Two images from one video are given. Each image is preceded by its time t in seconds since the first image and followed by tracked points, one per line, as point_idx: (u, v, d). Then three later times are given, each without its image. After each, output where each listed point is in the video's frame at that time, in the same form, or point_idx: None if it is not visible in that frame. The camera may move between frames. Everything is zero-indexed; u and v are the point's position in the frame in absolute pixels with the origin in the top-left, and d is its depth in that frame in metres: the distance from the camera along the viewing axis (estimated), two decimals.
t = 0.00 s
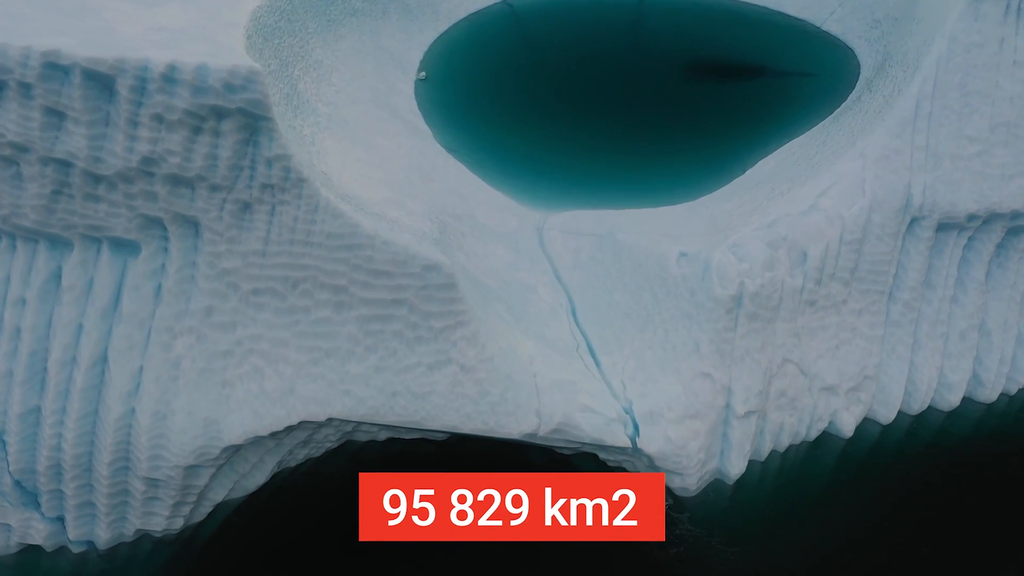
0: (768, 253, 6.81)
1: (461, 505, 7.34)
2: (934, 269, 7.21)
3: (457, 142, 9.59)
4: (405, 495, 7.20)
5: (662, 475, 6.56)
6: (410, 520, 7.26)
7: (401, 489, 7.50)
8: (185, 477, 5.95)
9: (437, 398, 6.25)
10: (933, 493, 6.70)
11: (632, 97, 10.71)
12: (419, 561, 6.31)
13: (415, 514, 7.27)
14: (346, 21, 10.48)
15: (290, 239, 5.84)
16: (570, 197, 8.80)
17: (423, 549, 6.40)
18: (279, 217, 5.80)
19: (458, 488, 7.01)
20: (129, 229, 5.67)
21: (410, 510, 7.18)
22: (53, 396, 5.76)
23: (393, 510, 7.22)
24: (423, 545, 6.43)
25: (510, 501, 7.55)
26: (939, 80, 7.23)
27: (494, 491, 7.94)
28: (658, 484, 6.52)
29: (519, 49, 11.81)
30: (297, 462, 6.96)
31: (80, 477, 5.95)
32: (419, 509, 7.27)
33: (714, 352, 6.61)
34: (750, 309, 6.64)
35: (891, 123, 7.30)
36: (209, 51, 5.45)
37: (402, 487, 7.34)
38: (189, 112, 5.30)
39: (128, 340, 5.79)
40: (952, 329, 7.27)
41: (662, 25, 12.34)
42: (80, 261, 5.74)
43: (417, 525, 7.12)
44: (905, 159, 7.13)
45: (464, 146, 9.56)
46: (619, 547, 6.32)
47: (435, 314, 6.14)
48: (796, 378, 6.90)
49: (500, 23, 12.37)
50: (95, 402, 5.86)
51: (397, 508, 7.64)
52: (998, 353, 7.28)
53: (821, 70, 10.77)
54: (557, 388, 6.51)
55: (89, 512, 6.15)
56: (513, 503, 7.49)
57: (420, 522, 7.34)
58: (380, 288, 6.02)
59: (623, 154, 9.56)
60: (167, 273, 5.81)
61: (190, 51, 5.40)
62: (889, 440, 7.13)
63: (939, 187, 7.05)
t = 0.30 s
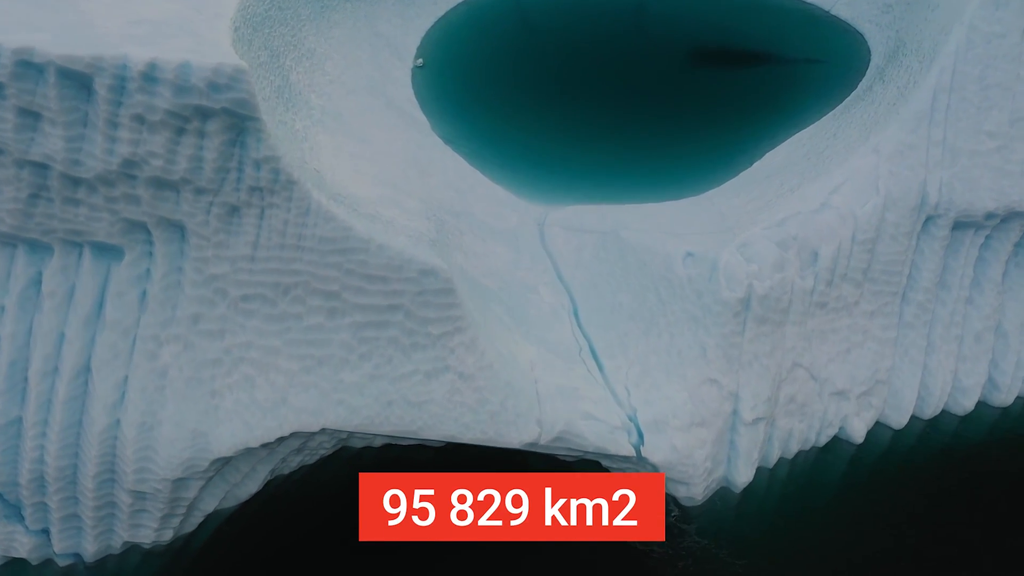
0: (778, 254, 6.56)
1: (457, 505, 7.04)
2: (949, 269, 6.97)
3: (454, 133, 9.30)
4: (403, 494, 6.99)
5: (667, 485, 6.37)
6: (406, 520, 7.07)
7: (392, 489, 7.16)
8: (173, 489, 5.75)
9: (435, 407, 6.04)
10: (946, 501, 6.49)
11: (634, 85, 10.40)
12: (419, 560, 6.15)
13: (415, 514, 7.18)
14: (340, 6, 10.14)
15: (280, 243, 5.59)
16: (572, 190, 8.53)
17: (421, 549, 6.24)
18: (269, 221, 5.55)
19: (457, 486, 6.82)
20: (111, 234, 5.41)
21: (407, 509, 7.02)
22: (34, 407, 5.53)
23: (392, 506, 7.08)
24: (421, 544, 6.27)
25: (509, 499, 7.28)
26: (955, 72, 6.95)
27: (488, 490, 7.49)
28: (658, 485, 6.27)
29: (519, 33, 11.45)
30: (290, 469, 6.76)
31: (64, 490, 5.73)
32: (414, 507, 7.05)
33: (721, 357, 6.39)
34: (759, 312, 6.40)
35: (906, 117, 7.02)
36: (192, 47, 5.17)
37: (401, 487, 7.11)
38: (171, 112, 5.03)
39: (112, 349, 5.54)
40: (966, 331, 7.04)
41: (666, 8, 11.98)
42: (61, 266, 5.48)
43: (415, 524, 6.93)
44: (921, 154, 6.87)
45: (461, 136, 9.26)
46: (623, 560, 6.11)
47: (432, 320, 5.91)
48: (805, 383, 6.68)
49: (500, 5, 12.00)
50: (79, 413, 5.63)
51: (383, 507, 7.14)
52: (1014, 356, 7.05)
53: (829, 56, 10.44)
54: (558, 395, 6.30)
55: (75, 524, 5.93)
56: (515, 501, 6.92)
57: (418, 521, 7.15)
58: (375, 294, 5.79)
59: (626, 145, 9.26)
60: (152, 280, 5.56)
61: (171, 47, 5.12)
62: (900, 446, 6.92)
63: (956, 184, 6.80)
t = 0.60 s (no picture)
0: (789, 256, 6.30)
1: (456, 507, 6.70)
2: (966, 270, 6.72)
3: (452, 123, 9.01)
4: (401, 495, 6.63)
5: (672, 496, 6.17)
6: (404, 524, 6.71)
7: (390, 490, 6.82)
8: (160, 505, 5.53)
9: (432, 418, 5.81)
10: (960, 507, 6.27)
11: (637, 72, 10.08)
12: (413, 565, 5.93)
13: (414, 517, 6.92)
14: None
15: (270, 250, 5.34)
16: (573, 184, 8.26)
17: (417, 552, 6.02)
18: (257, 227, 5.29)
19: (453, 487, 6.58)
20: (90, 241, 5.13)
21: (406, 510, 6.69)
22: (13, 422, 5.28)
23: (390, 506, 6.75)
24: (416, 546, 6.06)
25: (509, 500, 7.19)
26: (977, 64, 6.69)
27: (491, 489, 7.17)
28: (657, 485, 6.00)
29: (519, 18, 11.10)
30: (283, 478, 6.54)
31: (46, 506, 5.49)
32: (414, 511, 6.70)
33: (729, 364, 6.15)
34: (768, 317, 6.15)
35: (922, 112, 6.73)
36: (172, 44, 4.88)
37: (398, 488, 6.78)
38: (151, 115, 4.75)
39: (94, 361, 5.29)
40: (982, 334, 6.80)
41: None
42: (39, 274, 5.21)
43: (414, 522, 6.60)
44: (938, 151, 6.60)
45: (460, 127, 8.97)
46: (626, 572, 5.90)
47: (429, 328, 5.67)
48: (816, 390, 6.46)
49: None
50: (61, 426, 5.39)
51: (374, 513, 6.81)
52: None
53: (839, 43, 10.10)
54: (561, 404, 6.07)
55: (59, 540, 5.71)
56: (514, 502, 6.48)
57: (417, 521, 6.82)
58: (370, 302, 5.55)
59: (629, 137, 8.97)
60: (135, 288, 5.30)
61: (151, 45, 4.83)
62: (912, 453, 6.70)
63: (975, 182, 6.53)
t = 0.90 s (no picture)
0: (799, 259, 6.06)
1: (457, 508, 6.00)
2: (983, 273, 6.51)
3: (450, 114, 8.73)
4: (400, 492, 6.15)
5: (677, 508, 5.98)
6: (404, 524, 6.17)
7: (389, 489, 6.34)
8: (147, 522, 5.34)
9: (429, 430, 5.61)
10: (976, 518, 6.07)
11: (641, 60, 9.78)
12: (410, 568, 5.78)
13: (416, 515, 6.36)
14: None
15: (258, 258, 5.10)
16: (575, 179, 8.01)
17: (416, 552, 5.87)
18: (245, 235, 5.05)
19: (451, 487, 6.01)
20: (70, 250, 4.89)
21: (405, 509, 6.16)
22: None
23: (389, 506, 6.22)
24: (415, 545, 5.92)
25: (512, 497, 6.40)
26: (997, 56, 6.44)
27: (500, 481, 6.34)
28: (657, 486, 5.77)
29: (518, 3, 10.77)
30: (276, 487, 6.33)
31: (29, 522, 5.29)
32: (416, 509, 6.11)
33: (737, 372, 5.94)
34: (778, 323, 5.93)
35: (939, 107, 6.47)
36: (152, 43, 4.62)
37: (397, 486, 6.32)
38: (130, 120, 4.50)
39: (76, 374, 5.07)
40: (998, 338, 6.59)
41: None
42: (17, 284, 4.98)
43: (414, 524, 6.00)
44: (954, 149, 6.36)
45: (458, 118, 8.69)
46: None
47: (426, 338, 5.45)
48: (826, 397, 6.26)
49: None
50: (43, 441, 5.18)
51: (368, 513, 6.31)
52: None
53: (848, 29, 9.78)
54: (562, 413, 5.90)
55: (44, 556, 5.51)
56: (513, 499, 5.93)
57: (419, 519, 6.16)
58: (364, 312, 5.32)
59: (632, 128, 8.69)
60: (118, 298, 5.07)
61: (129, 44, 4.56)
62: (924, 462, 6.51)
63: (993, 181, 6.29)
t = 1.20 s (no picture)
0: (812, 264, 5.81)
1: (458, 508, 5.62)
2: (1001, 277, 6.26)
3: (447, 106, 8.44)
4: (400, 493, 5.60)
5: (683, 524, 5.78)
6: (406, 524, 5.72)
7: (385, 489, 5.67)
8: (133, 543, 5.15)
9: (426, 445, 5.41)
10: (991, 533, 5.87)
11: (645, 49, 9.45)
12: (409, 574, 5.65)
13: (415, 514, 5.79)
14: None
15: (246, 270, 4.86)
16: (577, 176, 7.73)
17: (416, 553, 5.76)
18: (232, 246, 4.79)
19: (451, 488, 5.51)
20: (46, 263, 4.63)
21: (407, 509, 5.66)
22: None
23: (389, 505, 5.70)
24: (415, 545, 5.80)
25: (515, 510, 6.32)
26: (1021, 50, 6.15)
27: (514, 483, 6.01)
28: (657, 485, 5.55)
29: None
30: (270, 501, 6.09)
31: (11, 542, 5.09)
32: (418, 509, 5.63)
33: (746, 383, 5.72)
34: (789, 332, 5.70)
35: (958, 105, 6.21)
36: (130, 45, 4.34)
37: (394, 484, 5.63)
38: (106, 128, 4.24)
39: (56, 392, 4.84)
40: (1016, 345, 6.38)
41: None
42: None
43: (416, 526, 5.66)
44: (974, 149, 6.10)
45: (456, 111, 8.40)
46: None
47: (422, 351, 5.23)
48: (837, 407, 6.05)
49: None
50: (23, 459, 4.97)
51: (372, 513, 5.81)
52: None
53: (860, 16, 9.42)
54: (564, 425, 5.66)
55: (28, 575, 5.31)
56: (512, 499, 5.59)
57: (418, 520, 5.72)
58: (358, 325, 5.09)
59: (636, 121, 8.39)
60: (99, 312, 4.83)
61: (106, 47, 4.29)
62: (938, 473, 6.31)
63: (1014, 183, 6.04)
